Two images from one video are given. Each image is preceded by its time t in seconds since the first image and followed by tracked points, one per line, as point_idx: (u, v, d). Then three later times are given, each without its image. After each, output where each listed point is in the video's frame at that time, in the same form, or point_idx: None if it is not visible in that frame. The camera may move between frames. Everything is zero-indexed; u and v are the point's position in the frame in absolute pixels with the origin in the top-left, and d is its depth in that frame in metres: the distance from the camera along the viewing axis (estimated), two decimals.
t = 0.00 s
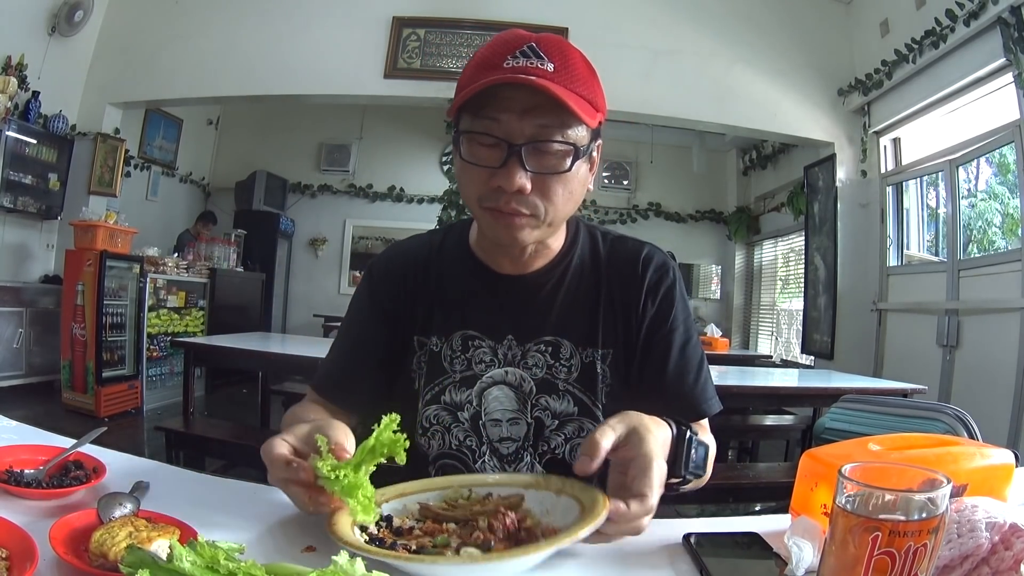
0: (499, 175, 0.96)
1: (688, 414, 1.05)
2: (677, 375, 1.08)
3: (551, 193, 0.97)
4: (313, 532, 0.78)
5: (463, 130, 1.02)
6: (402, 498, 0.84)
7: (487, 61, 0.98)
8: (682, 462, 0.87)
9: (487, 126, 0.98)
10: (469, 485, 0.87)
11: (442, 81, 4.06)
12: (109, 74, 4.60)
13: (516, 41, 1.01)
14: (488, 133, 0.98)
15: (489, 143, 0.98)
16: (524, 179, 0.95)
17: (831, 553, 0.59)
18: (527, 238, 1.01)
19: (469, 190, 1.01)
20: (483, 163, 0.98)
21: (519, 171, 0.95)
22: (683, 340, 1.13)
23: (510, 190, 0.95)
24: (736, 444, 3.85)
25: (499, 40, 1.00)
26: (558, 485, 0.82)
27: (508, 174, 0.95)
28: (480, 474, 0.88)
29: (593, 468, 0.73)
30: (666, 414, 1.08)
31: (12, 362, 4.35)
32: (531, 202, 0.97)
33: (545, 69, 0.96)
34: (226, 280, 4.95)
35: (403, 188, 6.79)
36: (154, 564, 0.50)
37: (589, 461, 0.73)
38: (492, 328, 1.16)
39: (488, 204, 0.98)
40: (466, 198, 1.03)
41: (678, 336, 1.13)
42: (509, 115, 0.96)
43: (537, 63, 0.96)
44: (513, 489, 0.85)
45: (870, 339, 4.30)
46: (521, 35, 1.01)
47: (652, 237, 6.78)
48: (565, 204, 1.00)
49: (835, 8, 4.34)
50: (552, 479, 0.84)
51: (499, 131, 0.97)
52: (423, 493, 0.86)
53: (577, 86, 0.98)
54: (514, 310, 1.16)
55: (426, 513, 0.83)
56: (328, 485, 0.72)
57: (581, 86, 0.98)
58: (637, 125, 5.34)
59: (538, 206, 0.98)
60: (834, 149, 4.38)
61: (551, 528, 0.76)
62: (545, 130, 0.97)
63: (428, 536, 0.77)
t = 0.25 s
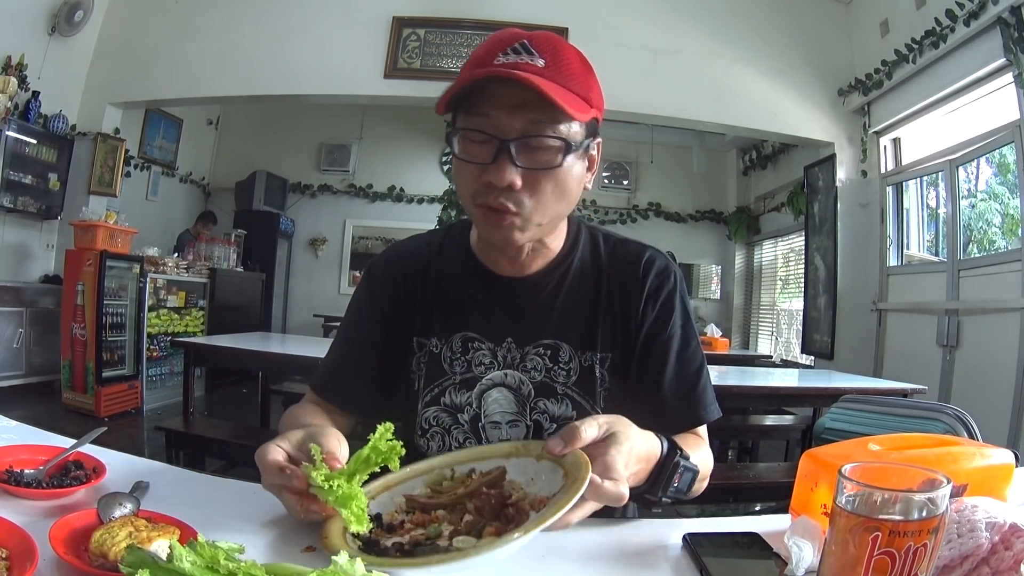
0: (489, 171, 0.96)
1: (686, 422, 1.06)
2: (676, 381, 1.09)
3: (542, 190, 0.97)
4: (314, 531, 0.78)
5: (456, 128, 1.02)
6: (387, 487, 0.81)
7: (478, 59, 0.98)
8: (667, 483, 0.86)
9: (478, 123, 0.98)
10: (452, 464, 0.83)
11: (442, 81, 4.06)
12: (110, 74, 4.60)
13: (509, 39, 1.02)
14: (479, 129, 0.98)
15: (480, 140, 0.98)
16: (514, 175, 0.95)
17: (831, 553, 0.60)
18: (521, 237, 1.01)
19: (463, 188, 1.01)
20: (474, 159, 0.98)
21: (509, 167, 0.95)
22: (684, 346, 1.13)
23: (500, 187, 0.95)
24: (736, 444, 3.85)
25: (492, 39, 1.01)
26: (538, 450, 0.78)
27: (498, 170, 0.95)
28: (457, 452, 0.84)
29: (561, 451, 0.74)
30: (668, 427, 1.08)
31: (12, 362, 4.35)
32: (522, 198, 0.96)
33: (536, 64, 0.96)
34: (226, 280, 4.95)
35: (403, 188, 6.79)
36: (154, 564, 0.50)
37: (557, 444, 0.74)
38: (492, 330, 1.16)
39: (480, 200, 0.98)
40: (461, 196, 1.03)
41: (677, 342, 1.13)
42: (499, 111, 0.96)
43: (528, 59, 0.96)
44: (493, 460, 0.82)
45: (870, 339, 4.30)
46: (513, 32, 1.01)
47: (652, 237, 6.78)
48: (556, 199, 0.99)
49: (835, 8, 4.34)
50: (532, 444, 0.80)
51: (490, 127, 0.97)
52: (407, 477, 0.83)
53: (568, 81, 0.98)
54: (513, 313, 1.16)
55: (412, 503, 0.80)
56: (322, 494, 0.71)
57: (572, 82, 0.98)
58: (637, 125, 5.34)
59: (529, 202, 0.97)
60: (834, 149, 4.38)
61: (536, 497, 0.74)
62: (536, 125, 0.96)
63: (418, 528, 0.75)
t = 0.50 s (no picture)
0: (463, 163, 0.97)
1: (696, 429, 1.04)
2: (684, 382, 1.07)
3: (516, 179, 0.96)
4: (313, 532, 0.78)
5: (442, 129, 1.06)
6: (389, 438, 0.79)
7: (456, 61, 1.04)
8: (672, 480, 0.84)
9: (455, 119, 1.01)
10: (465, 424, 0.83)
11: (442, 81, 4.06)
12: (110, 74, 4.60)
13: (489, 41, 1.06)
14: (454, 125, 1.01)
15: (456, 134, 1.00)
16: (483, 166, 0.95)
17: (831, 553, 0.60)
18: (503, 230, 0.99)
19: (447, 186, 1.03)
20: (451, 155, 1.01)
21: (479, 158, 0.96)
22: (693, 350, 1.10)
23: (473, 177, 0.96)
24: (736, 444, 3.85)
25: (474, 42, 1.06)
26: (555, 422, 0.76)
27: (470, 162, 0.96)
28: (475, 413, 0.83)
29: (580, 434, 0.70)
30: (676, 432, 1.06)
31: (12, 362, 4.34)
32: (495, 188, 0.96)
33: (508, 59, 0.99)
34: (226, 280, 4.95)
35: (403, 188, 6.79)
36: (154, 563, 0.50)
37: (578, 426, 0.71)
38: (492, 330, 1.16)
39: (456, 194, 1.00)
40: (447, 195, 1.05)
41: (686, 346, 1.10)
42: (472, 104, 0.98)
43: (500, 54, 1.00)
44: (506, 426, 0.81)
45: (870, 339, 4.30)
46: (493, 35, 1.06)
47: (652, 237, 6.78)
48: (532, 188, 0.97)
49: (835, 8, 4.34)
50: (549, 415, 0.78)
51: (465, 121, 1.00)
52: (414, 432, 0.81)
53: (541, 71, 0.99)
54: (514, 314, 1.16)
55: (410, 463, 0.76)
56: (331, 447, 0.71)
57: (545, 71, 0.99)
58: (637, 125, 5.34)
59: (502, 192, 0.96)
60: (834, 149, 4.38)
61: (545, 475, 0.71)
62: (507, 115, 0.97)
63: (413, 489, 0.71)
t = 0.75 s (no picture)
0: (501, 156, 0.97)
1: (706, 433, 1.03)
2: (688, 380, 1.08)
3: (555, 177, 0.98)
4: (313, 532, 0.78)
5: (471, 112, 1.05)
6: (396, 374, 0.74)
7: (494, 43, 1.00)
8: (679, 471, 0.84)
9: (491, 106, 1.00)
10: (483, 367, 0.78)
11: (442, 81, 4.06)
12: (110, 74, 4.60)
13: (526, 27, 1.02)
14: (493, 114, 1.00)
15: (494, 124, 1.00)
16: (525, 161, 0.96)
17: (831, 553, 0.60)
18: (532, 225, 1.02)
19: (476, 175, 1.03)
20: (487, 145, 1.01)
21: (522, 153, 0.96)
22: (699, 352, 1.12)
23: (512, 171, 0.96)
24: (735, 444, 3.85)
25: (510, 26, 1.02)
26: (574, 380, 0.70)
27: (510, 155, 0.96)
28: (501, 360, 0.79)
29: (593, 383, 0.66)
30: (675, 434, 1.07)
31: (12, 362, 4.34)
32: (534, 185, 0.98)
33: (556, 51, 0.95)
34: (227, 280, 4.95)
35: (403, 188, 6.79)
36: (154, 564, 0.50)
37: (592, 373, 0.67)
38: (499, 327, 1.24)
39: (491, 187, 1.00)
40: (472, 183, 1.04)
41: (691, 347, 1.12)
42: (514, 96, 0.98)
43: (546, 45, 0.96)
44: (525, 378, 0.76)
45: (869, 340, 4.30)
46: (532, 21, 1.02)
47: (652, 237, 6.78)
48: (570, 189, 1.00)
49: (835, 8, 4.33)
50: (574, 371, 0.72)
51: (505, 111, 0.99)
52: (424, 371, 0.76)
53: (588, 68, 0.97)
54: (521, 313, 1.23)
55: (410, 384, 0.70)
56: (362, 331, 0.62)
57: (592, 69, 0.98)
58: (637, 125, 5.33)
59: (541, 189, 0.98)
60: (834, 149, 4.38)
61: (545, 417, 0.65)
62: (552, 110, 0.98)
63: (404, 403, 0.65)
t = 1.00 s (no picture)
0: (521, 163, 0.98)
1: (710, 439, 1.04)
2: (694, 389, 1.08)
3: (574, 186, 0.98)
4: (314, 532, 0.78)
5: (488, 114, 1.05)
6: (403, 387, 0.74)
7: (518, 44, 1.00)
8: (685, 479, 0.85)
9: (511, 110, 1.01)
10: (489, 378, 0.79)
11: (442, 81, 4.06)
12: (110, 74, 4.60)
13: (550, 26, 1.02)
14: (513, 118, 1.00)
15: (513, 129, 1.01)
16: (546, 170, 0.96)
17: (831, 553, 0.60)
18: (549, 233, 1.03)
19: (494, 180, 1.04)
20: (506, 150, 1.01)
21: (542, 161, 0.97)
22: (705, 357, 1.13)
23: (531, 179, 0.97)
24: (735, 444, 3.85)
25: (533, 25, 1.02)
26: (581, 390, 0.73)
27: (530, 163, 0.97)
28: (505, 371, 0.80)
29: (601, 393, 0.69)
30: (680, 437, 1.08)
31: (12, 362, 4.34)
32: (554, 194, 0.98)
33: (581, 55, 0.96)
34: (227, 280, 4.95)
35: (403, 188, 6.79)
36: (154, 564, 0.50)
37: (601, 385, 0.71)
38: (507, 328, 1.26)
39: (508, 194, 1.01)
40: (489, 187, 1.05)
41: (699, 353, 1.13)
42: (536, 100, 0.98)
43: (572, 48, 0.96)
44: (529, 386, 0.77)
45: (870, 339, 4.30)
46: (556, 21, 1.02)
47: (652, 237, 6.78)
48: (590, 199, 1.01)
49: (835, 8, 4.33)
50: (578, 381, 0.75)
51: (526, 115, 1.00)
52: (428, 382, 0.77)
53: (612, 75, 0.98)
54: (529, 315, 1.25)
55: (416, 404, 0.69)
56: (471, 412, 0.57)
57: (616, 76, 0.98)
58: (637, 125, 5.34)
59: (560, 198, 0.99)
60: (834, 149, 4.38)
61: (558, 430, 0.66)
62: (575, 117, 0.98)
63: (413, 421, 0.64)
